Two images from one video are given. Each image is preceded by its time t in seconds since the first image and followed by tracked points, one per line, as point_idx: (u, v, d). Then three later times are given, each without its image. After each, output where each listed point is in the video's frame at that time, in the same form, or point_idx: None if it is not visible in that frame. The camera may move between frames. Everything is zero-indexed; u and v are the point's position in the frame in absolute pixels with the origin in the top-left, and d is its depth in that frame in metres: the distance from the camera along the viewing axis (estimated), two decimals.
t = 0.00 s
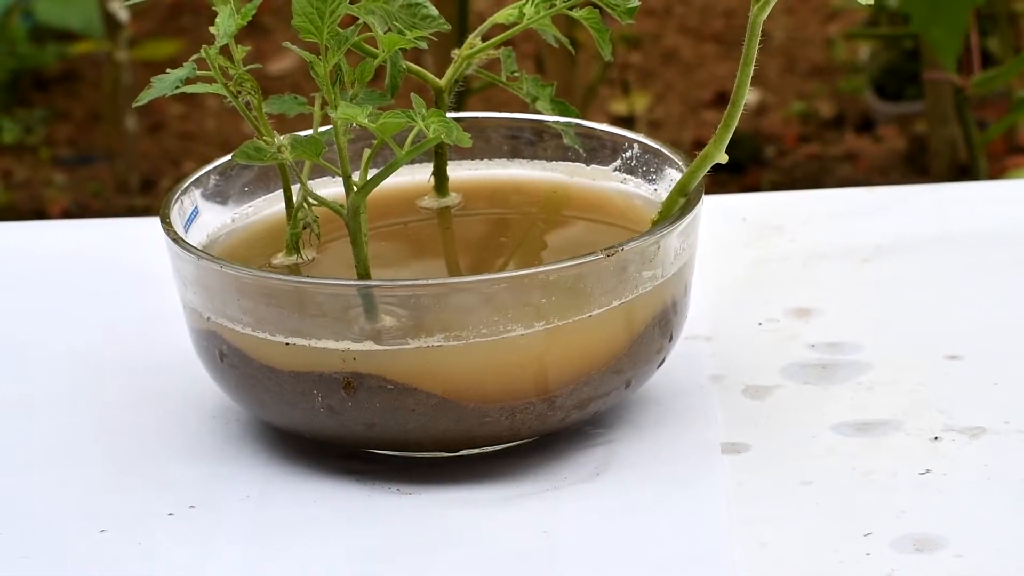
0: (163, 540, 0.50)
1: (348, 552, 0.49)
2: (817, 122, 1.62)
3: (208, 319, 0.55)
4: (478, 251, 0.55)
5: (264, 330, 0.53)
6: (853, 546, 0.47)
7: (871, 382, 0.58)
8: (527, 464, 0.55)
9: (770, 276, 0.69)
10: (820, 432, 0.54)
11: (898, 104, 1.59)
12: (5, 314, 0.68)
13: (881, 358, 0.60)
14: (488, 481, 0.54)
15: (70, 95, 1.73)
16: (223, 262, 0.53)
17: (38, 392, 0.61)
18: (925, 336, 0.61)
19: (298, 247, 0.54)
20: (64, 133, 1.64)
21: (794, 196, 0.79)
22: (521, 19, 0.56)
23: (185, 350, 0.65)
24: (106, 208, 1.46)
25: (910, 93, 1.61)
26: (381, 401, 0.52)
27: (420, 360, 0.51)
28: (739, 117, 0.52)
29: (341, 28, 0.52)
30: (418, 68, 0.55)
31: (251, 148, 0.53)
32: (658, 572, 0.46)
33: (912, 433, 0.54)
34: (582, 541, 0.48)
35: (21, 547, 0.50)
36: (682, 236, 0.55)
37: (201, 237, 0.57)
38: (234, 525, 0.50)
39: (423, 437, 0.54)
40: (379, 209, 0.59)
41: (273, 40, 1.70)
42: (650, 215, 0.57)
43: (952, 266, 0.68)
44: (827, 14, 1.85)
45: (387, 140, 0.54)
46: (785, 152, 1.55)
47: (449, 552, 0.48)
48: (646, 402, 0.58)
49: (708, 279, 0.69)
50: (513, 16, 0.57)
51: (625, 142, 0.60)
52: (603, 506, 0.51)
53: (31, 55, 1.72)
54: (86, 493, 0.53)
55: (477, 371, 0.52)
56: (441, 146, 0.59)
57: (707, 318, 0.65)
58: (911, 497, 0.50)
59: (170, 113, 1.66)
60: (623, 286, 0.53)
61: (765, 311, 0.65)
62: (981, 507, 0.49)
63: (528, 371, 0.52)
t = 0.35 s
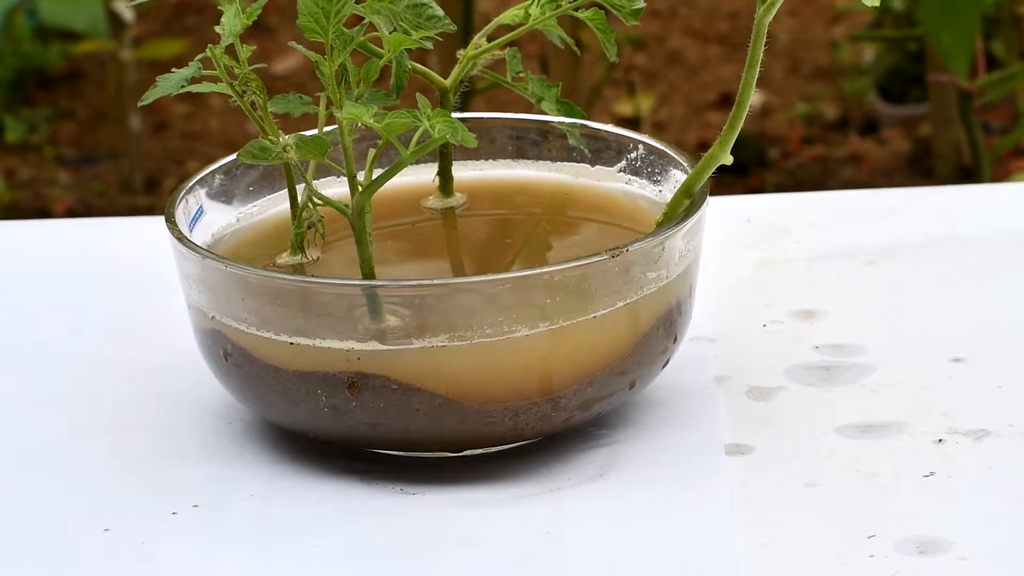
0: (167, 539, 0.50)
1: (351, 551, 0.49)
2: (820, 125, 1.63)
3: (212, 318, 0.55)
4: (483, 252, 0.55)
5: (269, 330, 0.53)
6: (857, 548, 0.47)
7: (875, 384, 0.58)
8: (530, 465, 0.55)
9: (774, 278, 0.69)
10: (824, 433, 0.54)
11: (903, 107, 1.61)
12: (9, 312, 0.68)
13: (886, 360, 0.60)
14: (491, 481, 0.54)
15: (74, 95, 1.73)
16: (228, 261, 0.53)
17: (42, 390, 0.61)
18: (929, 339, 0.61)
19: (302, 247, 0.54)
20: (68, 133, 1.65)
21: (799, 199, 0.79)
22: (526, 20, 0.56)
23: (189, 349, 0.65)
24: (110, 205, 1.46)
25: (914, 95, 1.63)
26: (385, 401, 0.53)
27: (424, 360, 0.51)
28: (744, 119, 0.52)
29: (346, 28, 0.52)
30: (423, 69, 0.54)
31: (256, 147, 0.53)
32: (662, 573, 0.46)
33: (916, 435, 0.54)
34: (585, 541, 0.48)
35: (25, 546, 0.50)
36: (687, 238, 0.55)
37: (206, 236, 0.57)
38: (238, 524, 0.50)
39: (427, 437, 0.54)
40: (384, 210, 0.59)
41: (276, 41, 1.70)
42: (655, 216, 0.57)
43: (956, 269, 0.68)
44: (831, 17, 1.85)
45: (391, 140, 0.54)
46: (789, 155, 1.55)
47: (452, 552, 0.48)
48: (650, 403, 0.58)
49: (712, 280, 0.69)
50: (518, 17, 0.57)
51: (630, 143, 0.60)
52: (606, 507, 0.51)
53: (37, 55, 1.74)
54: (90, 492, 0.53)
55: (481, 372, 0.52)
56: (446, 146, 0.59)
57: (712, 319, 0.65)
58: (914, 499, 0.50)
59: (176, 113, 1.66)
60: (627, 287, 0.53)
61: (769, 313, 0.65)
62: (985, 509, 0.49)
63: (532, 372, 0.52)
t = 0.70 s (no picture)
0: (169, 540, 0.50)
1: (352, 552, 0.49)
2: (822, 124, 1.63)
3: (213, 319, 0.55)
4: (483, 253, 0.55)
5: (270, 330, 0.53)
6: (858, 547, 0.47)
7: (878, 383, 0.58)
8: (531, 465, 0.55)
9: (776, 278, 0.69)
10: (825, 433, 0.54)
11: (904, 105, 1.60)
12: (12, 314, 0.68)
13: (888, 360, 0.60)
14: (492, 480, 0.54)
15: (76, 96, 1.73)
16: (229, 262, 0.53)
17: (45, 392, 0.61)
18: (931, 338, 0.61)
19: (302, 248, 0.54)
20: (71, 134, 1.65)
21: (800, 199, 0.78)
22: (526, 19, 0.56)
23: (191, 350, 0.65)
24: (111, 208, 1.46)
25: (916, 93, 1.62)
26: (386, 402, 0.53)
27: (426, 361, 0.52)
28: (744, 118, 0.52)
29: (346, 28, 0.52)
30: (423, 70, 0.54)
31: (257, 148, 0.53)
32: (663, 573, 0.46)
33: (917, 434, 0.54)
34: (586, 541, 0.48)
35: (27, 547, 0.50)
36: (687, 237, 0.55)
37: (206, 237, 0.56)
38: (240, 525, 0.50)
39: (428, 437, 0.54)
40: (384, 210, 0.59)
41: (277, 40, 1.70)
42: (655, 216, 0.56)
43: (958, 267, 0.68)
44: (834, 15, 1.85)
45: (392, 141, 0.54)
46: (792, 154, 1.55)
47: (452, 553, 0.48)
48: (651, 403, 0.58)
49: (714, 279, 0.69)
50: (518, 16, 0.56)
51: (630, 142, 0.60)
52: (607, 506, 0.51)
53: (38, 56, 1.72)
54: (91, 493, 0.53)
55: (482, 373, 0.52)
56: (446, 146, 0.59)
57: (714, 319, 0.65)
58: (915, 498, 0.50)
59: (178, 113, 1.66)
60: (628, 287, 0.53)
61: (771, 312, 0.65)
62: (986, 508, 0.49)
63: (533, 372, 0.53)
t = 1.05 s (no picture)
0: None
1: None
2: (882, 96, 1.57)
3: (165, 330, 0.47)
4: (482, 250, 0.47)
5: (232, 342, 0.45)
6: None
7: (944, 403, 0.50)
8: (537, 498, 0.47)
9: (810, 280, 0.61)
10: (884, 461, 0.46)
11: (978, 73, 1.53)
12: None
13: (954, 376, 0.52)
14: (492, 516, 0.46)
15: None
16: (185, 262, 0.45)
17: None
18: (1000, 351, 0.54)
19: (271, 245, 0.47)
20: None
21: (848, 192, 0.71)
22: None
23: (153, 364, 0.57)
24: (37, 195, 1.39)
25: (993, 59, 1.53)
26: (368, 424, 0.45)
27: (415, 379, 0.44)
28: (786, 93, 0.45)
29: None
30: (410, 37, 0.47)
31: (215, 129, 0.45)
32: None
33: (991, 463, 0.46)
34: None
35: None
36: (719, 232, 0.47)
37: (157, 234, 0.49)
38: (193, 572, 0.42)
39: (418, 465, 0.46)
40: (365, 203, 0.51)
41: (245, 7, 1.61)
42: (681, 208, 0.49)
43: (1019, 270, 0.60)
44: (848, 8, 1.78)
45: (374, 121, 0.46)
46: (844, 132, 1.49)
47: None
48: (677, 427, 0.50)
49: (750, 279, 0.62)
50: None
51: (652, 122, 0.52)
52: (628, 548, 0.43)
53: None
54: (22, 532, 0.45)
55: (480, 391, 0.44)
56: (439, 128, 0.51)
57: (745, 327, 0.57)
58: (995, 539, 0.42)
59: (116, 86, 1.59)
60: (650, 291, 0.46)
61: (818, 320, 0.57)
62: None
63: (540, 391, 0.45)
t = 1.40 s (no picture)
0: None
1: None
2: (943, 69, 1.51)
3: (119, 340, 0.42)
4: (481, 249, 0.42)
5: (196, 354, 0.40)
6: None
7: (1007, 422, 0.44)
8: (544, 531, 0.41)
9: (843, 284, 0.56)
10: (940, 489, 0.41)
11: None
12: None
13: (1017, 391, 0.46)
14: (491, 551, 0.41)
15: None
16: (141, 263, 0.40)
17: None
18: None
19: (241, 244, 0.41)
20: None
21: (891, 185, 0.65)
22: None
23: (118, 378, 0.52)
24: None
25: None
26: (351, 447, 0.40)
27: (404, 396, 0.39)
28: (826, 70, 0.39)
29: None
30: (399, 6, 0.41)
31: (176, 112, 0.40)
32: None
33: None
34: None
35: None
36: (750, 228, 0.41)
37: (111, 232, 0.44)
38: None
39: (408, 493, 0.41)
40: (345, 197, 0.46)
41: None
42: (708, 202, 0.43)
43: None
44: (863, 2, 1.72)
45: (358, 102, 0.41)
46: (900, 109, 1.44)
47: None
48: (702, 449, 0.44)
49: (787, 280, 0.57)
50: None
51: (673, 103, 0.47)
52: None
53: None
54: None
55: (478, 410, 0.39)
56: (432, 109, 0.46)
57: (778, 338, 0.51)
58: None
59: (55, 61, 1.54)
60: (672, 295, 0.40)
61: (865, 328, 0.52)
62: None
63: (546, 409, 0.39)
